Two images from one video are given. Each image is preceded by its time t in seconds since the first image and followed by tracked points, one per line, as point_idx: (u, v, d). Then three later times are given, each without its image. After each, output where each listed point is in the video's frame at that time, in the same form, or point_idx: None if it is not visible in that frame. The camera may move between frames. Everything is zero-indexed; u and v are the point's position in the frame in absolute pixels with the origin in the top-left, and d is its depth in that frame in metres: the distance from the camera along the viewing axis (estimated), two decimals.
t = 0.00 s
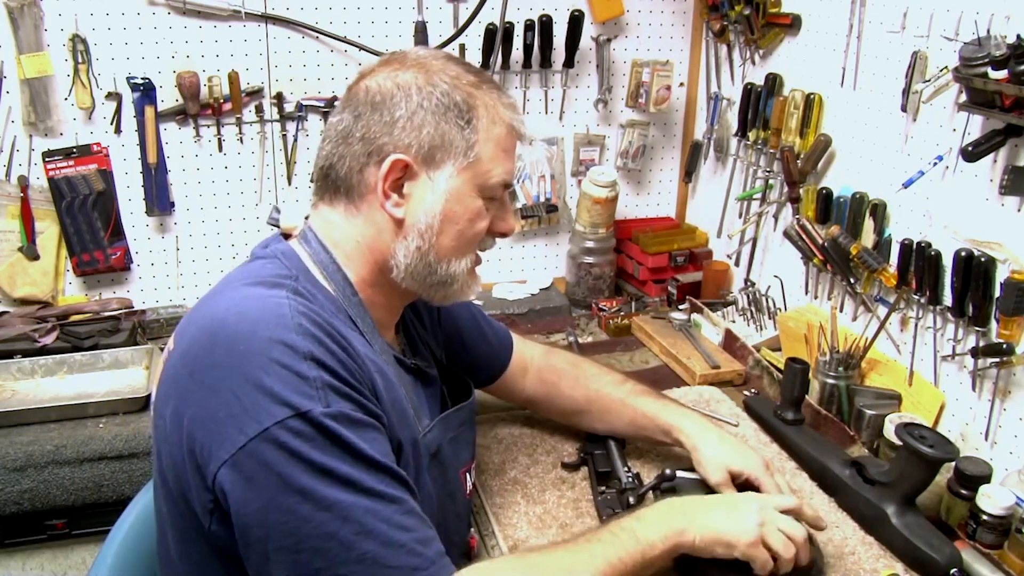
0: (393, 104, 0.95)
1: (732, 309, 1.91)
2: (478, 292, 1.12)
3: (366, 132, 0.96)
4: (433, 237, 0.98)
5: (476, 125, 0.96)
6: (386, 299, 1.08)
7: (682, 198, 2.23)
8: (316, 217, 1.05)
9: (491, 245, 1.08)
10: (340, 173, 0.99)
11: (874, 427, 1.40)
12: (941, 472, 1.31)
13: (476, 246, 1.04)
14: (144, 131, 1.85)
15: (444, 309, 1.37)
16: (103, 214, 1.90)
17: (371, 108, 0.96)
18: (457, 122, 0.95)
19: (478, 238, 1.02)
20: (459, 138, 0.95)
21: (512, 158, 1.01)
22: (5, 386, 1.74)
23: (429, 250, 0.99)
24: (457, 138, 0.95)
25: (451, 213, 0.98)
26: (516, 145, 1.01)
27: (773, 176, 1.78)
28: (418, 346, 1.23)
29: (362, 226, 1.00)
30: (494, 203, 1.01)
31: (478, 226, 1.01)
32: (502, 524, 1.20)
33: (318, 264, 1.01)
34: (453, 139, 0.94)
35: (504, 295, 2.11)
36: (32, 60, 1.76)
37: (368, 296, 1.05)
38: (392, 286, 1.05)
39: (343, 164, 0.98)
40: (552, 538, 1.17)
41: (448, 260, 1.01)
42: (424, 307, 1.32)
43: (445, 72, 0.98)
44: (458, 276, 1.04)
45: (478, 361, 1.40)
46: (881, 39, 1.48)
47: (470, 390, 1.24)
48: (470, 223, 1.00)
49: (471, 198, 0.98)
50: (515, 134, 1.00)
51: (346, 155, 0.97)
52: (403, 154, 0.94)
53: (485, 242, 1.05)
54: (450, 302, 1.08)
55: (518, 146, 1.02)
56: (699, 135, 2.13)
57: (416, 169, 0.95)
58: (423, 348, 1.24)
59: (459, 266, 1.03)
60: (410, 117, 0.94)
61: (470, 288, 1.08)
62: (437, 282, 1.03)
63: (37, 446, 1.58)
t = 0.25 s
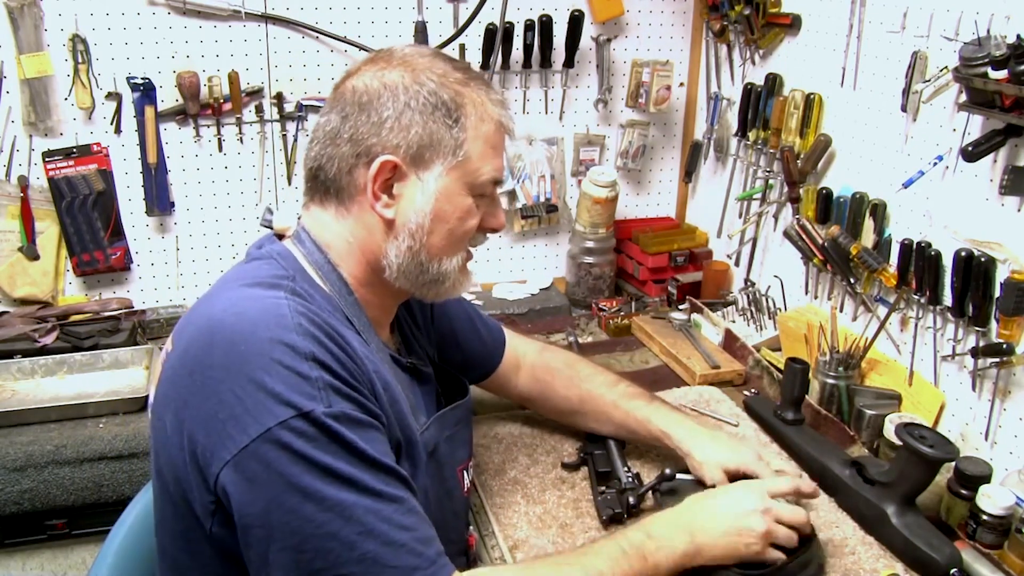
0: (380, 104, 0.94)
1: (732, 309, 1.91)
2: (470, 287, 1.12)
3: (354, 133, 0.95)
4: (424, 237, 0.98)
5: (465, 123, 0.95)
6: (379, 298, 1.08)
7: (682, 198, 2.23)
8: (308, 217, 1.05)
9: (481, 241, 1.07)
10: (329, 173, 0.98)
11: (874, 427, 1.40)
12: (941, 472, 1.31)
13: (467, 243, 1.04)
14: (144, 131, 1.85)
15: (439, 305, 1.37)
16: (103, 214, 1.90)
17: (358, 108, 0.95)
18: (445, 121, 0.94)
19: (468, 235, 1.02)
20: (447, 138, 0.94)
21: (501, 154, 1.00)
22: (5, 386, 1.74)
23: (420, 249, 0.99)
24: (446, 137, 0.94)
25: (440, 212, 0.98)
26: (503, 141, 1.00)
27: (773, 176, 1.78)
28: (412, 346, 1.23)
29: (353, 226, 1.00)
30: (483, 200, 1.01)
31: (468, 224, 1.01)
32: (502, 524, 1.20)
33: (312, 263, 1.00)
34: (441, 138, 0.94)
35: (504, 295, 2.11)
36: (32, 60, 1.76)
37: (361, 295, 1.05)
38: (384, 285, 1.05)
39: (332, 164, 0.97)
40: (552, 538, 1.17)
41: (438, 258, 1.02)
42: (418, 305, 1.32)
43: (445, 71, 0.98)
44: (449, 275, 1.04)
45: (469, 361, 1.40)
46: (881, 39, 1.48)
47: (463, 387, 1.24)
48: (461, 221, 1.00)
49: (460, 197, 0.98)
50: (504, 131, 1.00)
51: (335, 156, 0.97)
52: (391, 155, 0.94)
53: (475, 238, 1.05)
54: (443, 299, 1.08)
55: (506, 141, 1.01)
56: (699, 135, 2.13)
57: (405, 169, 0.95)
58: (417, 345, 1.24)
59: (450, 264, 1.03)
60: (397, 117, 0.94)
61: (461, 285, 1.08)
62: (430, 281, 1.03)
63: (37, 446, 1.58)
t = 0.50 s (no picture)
0: (373, 109, 0.94)
1: (732, 309, 1.91)
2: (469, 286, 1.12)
3: (347, 139, 0.94)
4: (421, 241, 0.98)
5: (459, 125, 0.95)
6: (377, 301, 1.08)
7: (682, 198, 2.23)
8: (305, 221, 1.05)
9: (479, 241, 1.07)
10: (323, 180, 0.98)
11: (874, 427, 1.40)
12: (941, 472, 1.31)
13: (465, 244, 1.04)
14: (144, 131, 1.85)
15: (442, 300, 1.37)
16: (103, 214, 1.90)
17: (351, 114, 0.94)
18: (439, 124, 0.94)
19: (466, 238, 1.02)
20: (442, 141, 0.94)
21: (495, 155, 1.00)
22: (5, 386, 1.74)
23: (417, 254, 0.99)
24: (440, 141, 0.94)
25: (437, 216, 0.98)
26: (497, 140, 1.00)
27: (773, 176, 1.78)
28: (412, 345, 1.23)
29: (349, 231, 1.00)
30: (480, 202, 1.01)
31: (465, 227, 1.01)
32: (502, 524, 1.20)
33: (308, 266, 1.01)
34: (436, 141, 0.94)
35: (504, 295, 2.11)
36: (32, 60, 1.76)
37: (358, 298, 1.06)
38: (382, 289, 1.05)
39: (326, 171, 0.97)
40: (552, 539, 1.17)
41: (436, 262, 1.02)
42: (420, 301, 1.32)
43: (445, 70, 0.97)
44: (448, 277, 1.04)
45: (477, 350, 1.40)
46: (881, 39, 1.48)
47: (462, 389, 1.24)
48: (458, 224, 1.00)
49: (456, 200, 0.98)
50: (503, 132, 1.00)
51: (329, 162, 0.96)
52: (386, 161, 0.94)
53: (473, 239, 1.05)
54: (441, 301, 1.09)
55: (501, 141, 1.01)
56: (699, 135, 2.13)
57: (399, 175, 0.94)
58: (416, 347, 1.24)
59: (448, 267, 1.03)
60: (390, 122, 0.93)
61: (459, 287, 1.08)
62: (428, 284, 1.03)
63: (37, 446, 1.59)
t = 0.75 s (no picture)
0: (384, 117, 0.93)
1: (732, 309, 1.91)
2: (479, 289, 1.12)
3: (358, 146, 0.94)
4: (434, 249, 0.99)
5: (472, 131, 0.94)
6: (387, 306, 1.08)
7: (682, 198, 2.23)
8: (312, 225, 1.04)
9: (491, 245, 1.07)
10: (334, 188, 0.98)
11: (874, 427, 1.40)
12: (941, 472, 1.31)
13: (477, 250, 1.04)
14: (144, 131, 1.85)
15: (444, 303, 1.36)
16: (103, 214, 1.90)
17: (361, 121, 0.94)
18: (452, 132, 0.93)
19: (478, 243, 1.02)
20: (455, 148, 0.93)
21: (508, 159, 1.00)
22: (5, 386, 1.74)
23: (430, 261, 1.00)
24: (454, 148, 0.93)
25: (450, 223, 0.98)
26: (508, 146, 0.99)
27: (773, 176, 1.78)
28: (419, 349, 1.23)
29: (361, 238, 1.00)
30: (494, 207, 1.01)
31: (478, 233, 1.01)
32: (502, 524, 1.20)
33: (316, 270, 1.01)
34: (449, 148, 0.93)
35: (504, 295, 2.11)
36: (32, 60, 1.76)
37: (368, 304, 1.06)
38: (393, 295, 1.06)
39: (336, 180, 0.97)
40: (552, 538, 1.17)
41: (448, 268, 1.02)
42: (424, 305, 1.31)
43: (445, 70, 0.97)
44: (460, 283, 1.04)
45: (481, 353, 1.39)
46: (881, 39, 1.48)
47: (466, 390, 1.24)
48: (471, 230, 1.00)
49: (469, 207, 0.98)
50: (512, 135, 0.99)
51: (339, 170, 0.96)
52: (398, 169, 0.93)
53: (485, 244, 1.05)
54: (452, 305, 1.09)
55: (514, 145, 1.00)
56: (699, 135, 2.13)
57: (412, 183, 0.94)
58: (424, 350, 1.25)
59: (460, 272, 1.03)
60: (403, 130, 0.92)
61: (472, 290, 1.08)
62: (440, 290, 1.04)
63: (38, 446, 1.58)
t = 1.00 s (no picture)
0: (387, 131, 0.92)
1: (732, 309, 1.91)
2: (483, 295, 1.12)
3: (362, 161, 0.93)
4: (438, 263, 0.99)
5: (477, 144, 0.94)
6: (390, 316, 1.08)
7: (682, 198, 2.23)
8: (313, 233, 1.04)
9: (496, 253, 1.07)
10: (336, 202, 0.97)
11: (874, 427, 1.40)
12: (941, 472, 1.31)
13: (482, 260, 1.04)
14: (144, 131, 1.85)
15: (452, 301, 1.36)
16: (103, 214, 1.90)
17: (364, 135, 0.93)
18: (457, 146, 0.93)
19: (483, 255, 1.02)
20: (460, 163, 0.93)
21: (513, 169, 0.99)
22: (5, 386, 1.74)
23: (434, 275, 1.00)
24: (459, 163, 0.93)
25: (455, 236, 0.98)
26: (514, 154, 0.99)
27: (773, 176, 1.78)
28: (424, 355, 1.22)
29: (365, 251, 1.00)
30: (499, 218, 1.01)
31: (483, 245, 1.01)
32: (502, 525, 1.20)
33: (316, 277, 1.01)
34: (454, 163, 0.93)
35: (504, 295, 2.11)
36: (32, 60, 1.76)
37: (371, 314, 1.06)
38: (397, 305, 1.06)
39: (339, 194, 0.96)
40: (552, 538, 1.17)
41: (453, 280, 1.02)
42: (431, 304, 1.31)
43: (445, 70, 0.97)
44: (464, 294, 1.04)
45: (491, 347, 1.39)
46: (881, 39, 1.48)
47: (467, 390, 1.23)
48: (476, 242, 1.00)
49: (474, 220, 0.97)
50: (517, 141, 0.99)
51: (342, 185, 0.95)
52: (403, 186, 0.93)
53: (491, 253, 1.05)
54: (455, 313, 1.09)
55: (519, 154, 1.00)
56: (699, 135, 2.13)
57: (417, 199, 0.94)
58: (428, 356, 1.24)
59: (465, 283, 1.03)
60: (407, 146, 0.92)
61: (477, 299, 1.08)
62: (444, 301, 1.04)
63: (38, 446, 1.58)
